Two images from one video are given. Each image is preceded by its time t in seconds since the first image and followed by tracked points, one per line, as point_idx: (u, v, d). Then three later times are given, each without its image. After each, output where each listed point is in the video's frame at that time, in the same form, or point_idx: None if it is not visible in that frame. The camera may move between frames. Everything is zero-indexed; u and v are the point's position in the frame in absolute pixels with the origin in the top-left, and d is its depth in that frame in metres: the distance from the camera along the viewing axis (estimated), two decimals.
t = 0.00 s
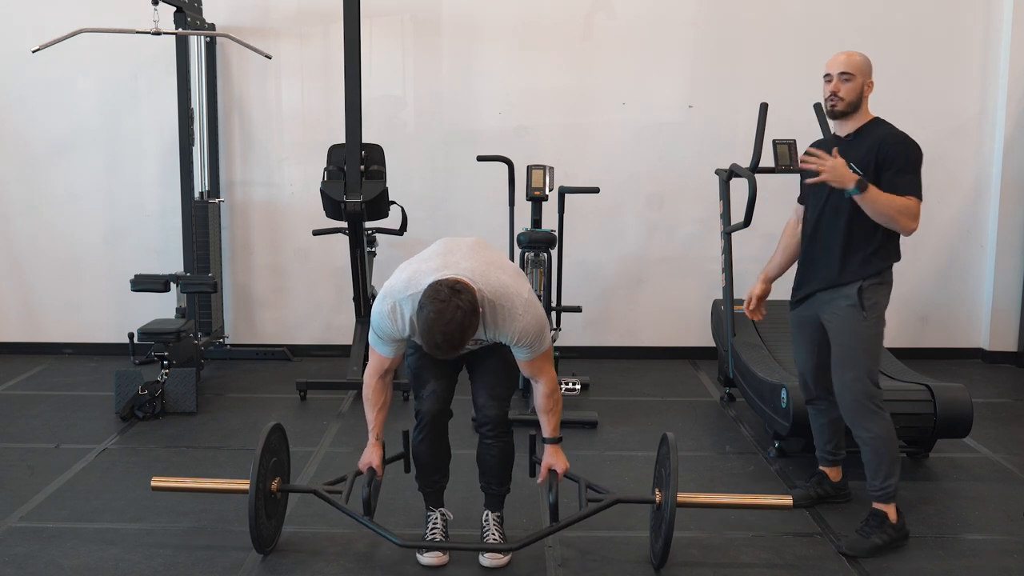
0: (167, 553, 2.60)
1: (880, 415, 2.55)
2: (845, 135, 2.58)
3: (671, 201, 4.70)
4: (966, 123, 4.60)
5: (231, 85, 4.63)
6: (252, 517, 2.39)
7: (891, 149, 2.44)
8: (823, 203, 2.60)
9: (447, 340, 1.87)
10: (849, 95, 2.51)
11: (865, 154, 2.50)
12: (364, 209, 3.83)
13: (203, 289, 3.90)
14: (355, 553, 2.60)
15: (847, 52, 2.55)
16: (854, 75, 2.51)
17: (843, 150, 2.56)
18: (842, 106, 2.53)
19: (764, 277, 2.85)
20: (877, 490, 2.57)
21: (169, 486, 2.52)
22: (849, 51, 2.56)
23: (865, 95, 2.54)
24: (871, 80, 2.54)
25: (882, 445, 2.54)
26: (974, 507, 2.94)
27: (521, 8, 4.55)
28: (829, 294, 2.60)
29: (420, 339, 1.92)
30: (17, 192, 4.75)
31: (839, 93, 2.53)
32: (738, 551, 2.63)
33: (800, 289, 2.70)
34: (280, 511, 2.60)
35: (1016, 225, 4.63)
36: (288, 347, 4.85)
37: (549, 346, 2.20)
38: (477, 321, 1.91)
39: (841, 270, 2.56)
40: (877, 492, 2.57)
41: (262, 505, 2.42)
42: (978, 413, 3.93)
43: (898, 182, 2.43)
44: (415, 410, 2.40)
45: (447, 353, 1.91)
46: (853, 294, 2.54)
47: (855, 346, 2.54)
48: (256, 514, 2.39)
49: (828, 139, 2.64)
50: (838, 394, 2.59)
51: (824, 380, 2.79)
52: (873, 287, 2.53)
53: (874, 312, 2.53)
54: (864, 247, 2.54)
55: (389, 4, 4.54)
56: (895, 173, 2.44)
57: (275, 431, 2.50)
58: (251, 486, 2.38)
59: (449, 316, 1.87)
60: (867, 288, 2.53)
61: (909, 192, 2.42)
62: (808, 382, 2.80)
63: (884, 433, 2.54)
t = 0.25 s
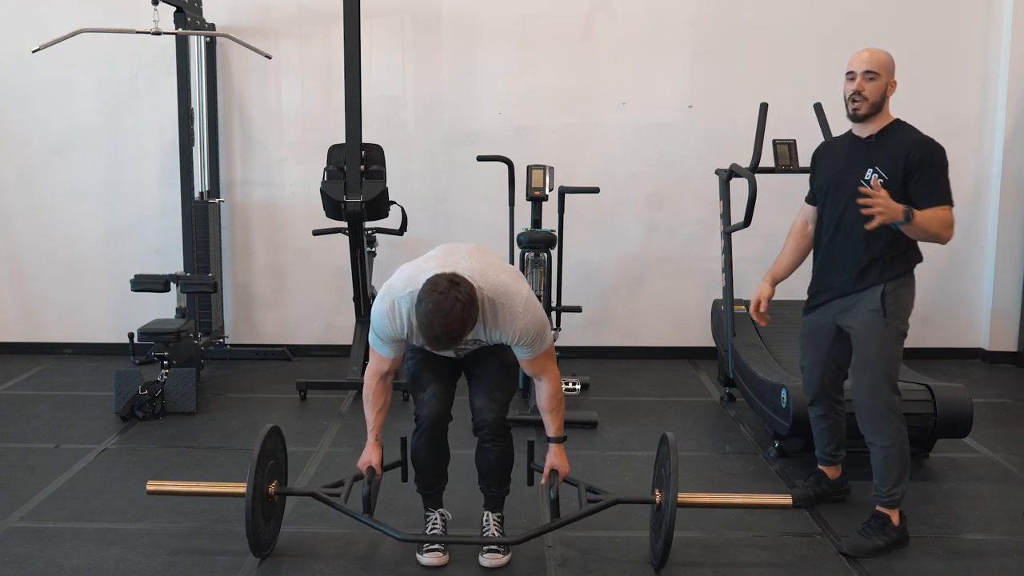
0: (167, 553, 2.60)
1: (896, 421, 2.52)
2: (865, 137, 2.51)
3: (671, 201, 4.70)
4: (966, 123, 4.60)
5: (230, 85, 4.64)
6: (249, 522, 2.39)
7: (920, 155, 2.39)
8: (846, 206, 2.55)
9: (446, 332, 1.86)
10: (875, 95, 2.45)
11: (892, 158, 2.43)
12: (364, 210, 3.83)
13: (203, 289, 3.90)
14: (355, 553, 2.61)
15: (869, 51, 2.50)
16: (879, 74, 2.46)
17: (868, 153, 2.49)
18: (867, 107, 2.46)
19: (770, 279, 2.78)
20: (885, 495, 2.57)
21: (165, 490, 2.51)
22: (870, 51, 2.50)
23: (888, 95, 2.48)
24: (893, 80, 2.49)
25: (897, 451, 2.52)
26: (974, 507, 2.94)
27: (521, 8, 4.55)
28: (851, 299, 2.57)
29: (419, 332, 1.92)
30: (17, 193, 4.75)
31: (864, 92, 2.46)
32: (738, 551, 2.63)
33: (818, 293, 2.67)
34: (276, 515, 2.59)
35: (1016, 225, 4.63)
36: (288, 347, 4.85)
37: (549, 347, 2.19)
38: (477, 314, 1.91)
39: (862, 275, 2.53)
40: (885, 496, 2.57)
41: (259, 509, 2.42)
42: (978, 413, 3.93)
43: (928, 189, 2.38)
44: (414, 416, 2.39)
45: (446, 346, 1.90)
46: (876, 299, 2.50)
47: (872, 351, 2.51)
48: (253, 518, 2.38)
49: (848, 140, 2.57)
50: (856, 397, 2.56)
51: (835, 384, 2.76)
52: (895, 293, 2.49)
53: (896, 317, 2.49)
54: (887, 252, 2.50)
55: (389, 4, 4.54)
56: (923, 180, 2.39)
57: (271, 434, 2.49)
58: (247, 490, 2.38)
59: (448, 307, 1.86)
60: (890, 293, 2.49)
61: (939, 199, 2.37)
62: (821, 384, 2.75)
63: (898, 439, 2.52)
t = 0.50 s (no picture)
0: (166, 553, 2.60)
1: (909, 427, 2.51)
2: (881, 138, 2.50)
3: (671, 201, 4.70)
4: (966, 123, 4.60)
5: (230, 85, 4.64)
6: (248, 523, 2.38)
7: (939, 155, 2.37)
8: (862, 207, 2.52)
9: (451, 302, 1.87)
10: (880, 96, 2.44)
11: (910, 158, 2.41)
12: (364, 210, 3.83)
13: (203, 289, 3.90)
14: (355, 553, 2.61)
15: (878, 51, 2.49)
16: (885, 74, 2.44)
17: (885, 153, 2.47)
18: (874, 108, 2.46)
19: (793, 279, 2.73)
20: (889, 497, 2.56)
21: (162, 493, 2.49)
22: (879, 50, 2.49)
23: (898, 94, 2.46)
24: (905, 77, 2.46)
25: (907, 457, 2.52)
26: (973, 506, 2.94)
27: (521, 8, 4.55)
28: (866, 302, 2.53)
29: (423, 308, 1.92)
30: (18, 193, 4.75)
31: (869, 95, 2.46)
32: (738, 551, 2.63)
33: (832, 294, 2.64)
34: (274, 517, 2.58)
35: (1016, 225, 4.63)
36: (288, 347, 4.85)
37: (549, 344, 2.21)
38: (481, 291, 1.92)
39: (878, 277, 2.50)
40: (888, 498, 2.56)
41: (257, 510, 2.41)
42: (978, 413, 3.93)
43: (948, 191, 2.36)
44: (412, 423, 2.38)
45: (451, 319, 1.89)
46: (891, 303, 2.46)
47: (887, 354, 2.49)
48: (252, 520, 2.38)
49: (864, 139, 2.54)
50: (869, 400, 2.55)
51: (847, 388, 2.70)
52: (911, 298, 2.45)
53: (909, 322, 2.46)
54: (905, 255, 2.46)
55: (389, 4, 4.54)
56: (943, 181, 2.36)
57: (269, 436, 2.48)
58: (246, 492, 2.37)
59: (454, 278, 1.87)
60: (906, 297, 2.45)
61: (961, 200, 2.34)
62: (834, 386, 2.69)
63: (908, 445, 2.51)
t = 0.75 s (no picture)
0: (166, 553, 2.60)
1: (913, 430, 2.51)
2: (890, 136, 2.49)
3: (671, 201, 4.70)
4: (966, 123, 4.61)
5: (230, 85, 4.64)
6: (248, 522, 2.38)
7: (941, 158, 2.35)
8: (867, 208, 2.53)
9: (451, 266, 1.90)
10: (882, 95, 2.45)
11: (913, 160, 2.41)
12: (364, 209, 3.83)
13: (203, 289, 3.90)
14: (354, 553, 2.60)
15: (884, 50, 2.48)
16: (886, 73, 2.44)
17: (890, 154, 2.47)
18: (879, 108, 2.46)
19: (807, 285, 2.77)
20: (890, 499, 2.56)
21: (161, 492, 2.49)
22: (886, 48, 2.49)
23: (904, 91, 2.44)
24: (910, 74, 2.44)
25: (908, 460, 2.52)
26: (973, 507, 2.94)
27: (521, 8, 4.55)
28: (870, 304, 2.54)
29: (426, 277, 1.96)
30: (18, 193, 4.75)
31: (873, 95, 2.47)
32: (738, 551, 2.63)
33: (839, 295, 2.64)
34: (275, 516, 2.58)
35: (1016, 225, 4.63)
36: (288, 347, 4.85)
37: (547, 341, 2.22)
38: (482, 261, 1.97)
39: (881, 279, 2.51)
40: (890, 500, 2.56)
41: (257, 509, 2.41)
42: (978, 413, 3.93)
43: (949, 194, 2.34)
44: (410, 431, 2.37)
45: (453, 283, 1.92)
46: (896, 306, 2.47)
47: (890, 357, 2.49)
48: (252, 519, 2.38)
49: (873, 140, 2.55)
50: (873, 401, 2.55)
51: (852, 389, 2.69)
52: (914, 302, 2.45)
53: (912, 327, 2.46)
54: (908, 258, 2.46)
55: (389, 4, 4.54)
56: (944, 183, 2.35)
57: (269, 436, 2.48)
58: (246, 491, 2.37)
59: (456, 241, 1.92)
60: (910, 301, 2.46)
61: (962, 202, 2.32)
62: (838, 386, 2.69)
63: (911, 447, 2.51)
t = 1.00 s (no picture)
0: (166, 553, 2.60)
1: (911, 431, 2.51)
2: (894, 135, 2.50)
3: (671, 201, 4.70)
4: (966, 123, 4.61)
5: (230, 85, 4.63)
6: (248, 521, 2.38)
7: (941, 159, 2.34)
8: (869, 209, 2.54)
9: (455, 239, 1.95)
10: (884, 95, 2.46)
11: (914, 161, 2.40)
12: (364, 210, 3.83)
13: (203, 289, 3.90)
14: (354, 553, 2.60)
15: (888, 50, 2.49)
16: (888, 73, 2.45)
17: (893, 155, 2.47)
18: (881, 108, 2.48)
19: (825, 286, 2.80)
20: (889, 499, 2.56)
21: (161, 492, 2.49)
22: (890, 48, 2.49)
23: (907, 90, 2.45)
24: (913, 73, 2.44)
25: (904, 461, 2.52)
26: (973, 507, 2.94)
27: (521, 8, 4.55)
28: (868, 305, 2.55)
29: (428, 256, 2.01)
30: (17, 193, 4.75)
31: (876, 95, 2.49)
32: (738, 551, 2.63)
33: (842, 297, 2.65)
34: (275, 514, 2.58)
35: (1016, 225, 4.63)
36: (288, 347, 4.85)
37: (546, 337, 2.25)
38: (485, 242, 2.02)
39: (880, 280, 2.51)
40: (889, 500, 2.56)
41: (257, 507, 2.41)
42: (977, 413, 3.93)
43: (948, 194, 2.33)
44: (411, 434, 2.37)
45: (455, 259, 1.97)
46: (893, 307, 2.48)
47: (887, 357, 2.50)
48: (252, 517, 2.37)
49: (878, 142, 2.55)
50: (871, 403, 2.55)
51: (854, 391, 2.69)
52: (912, 304, 2.45)
53: (909, 330, 2.46)
54: (907, 259, 2.46)
55: (389, 4, 4.54)
56: (944, 185, 2.34)
57: (270, 434, 2.48)
58: (246, 490, 2.36)
59: (459, 219, 1.98)
60: (906, 303, 2.46)
61: (963, 204, 2.31)
62: (841, 386, 2.69)
63: (908, 448, 2.51)
